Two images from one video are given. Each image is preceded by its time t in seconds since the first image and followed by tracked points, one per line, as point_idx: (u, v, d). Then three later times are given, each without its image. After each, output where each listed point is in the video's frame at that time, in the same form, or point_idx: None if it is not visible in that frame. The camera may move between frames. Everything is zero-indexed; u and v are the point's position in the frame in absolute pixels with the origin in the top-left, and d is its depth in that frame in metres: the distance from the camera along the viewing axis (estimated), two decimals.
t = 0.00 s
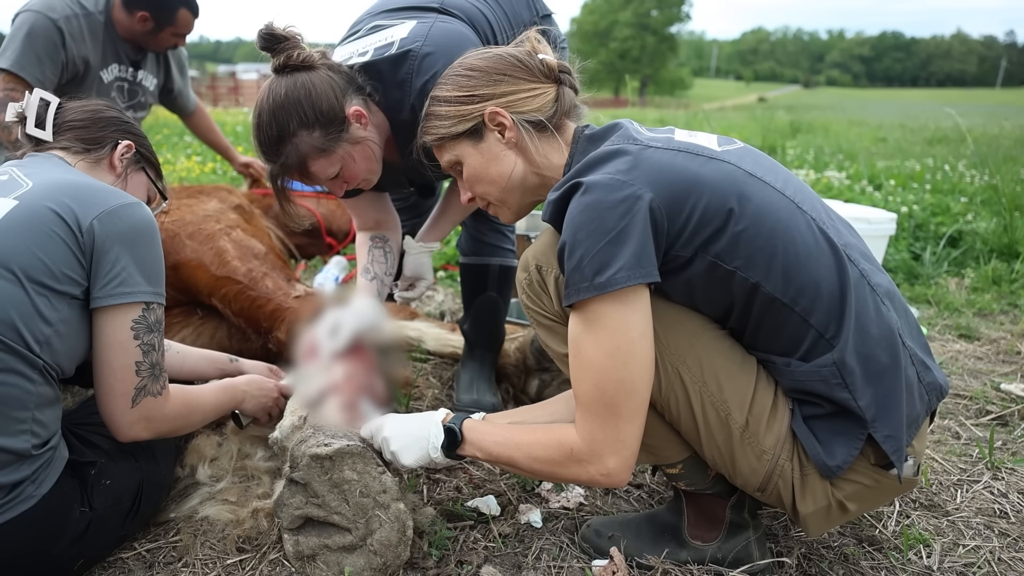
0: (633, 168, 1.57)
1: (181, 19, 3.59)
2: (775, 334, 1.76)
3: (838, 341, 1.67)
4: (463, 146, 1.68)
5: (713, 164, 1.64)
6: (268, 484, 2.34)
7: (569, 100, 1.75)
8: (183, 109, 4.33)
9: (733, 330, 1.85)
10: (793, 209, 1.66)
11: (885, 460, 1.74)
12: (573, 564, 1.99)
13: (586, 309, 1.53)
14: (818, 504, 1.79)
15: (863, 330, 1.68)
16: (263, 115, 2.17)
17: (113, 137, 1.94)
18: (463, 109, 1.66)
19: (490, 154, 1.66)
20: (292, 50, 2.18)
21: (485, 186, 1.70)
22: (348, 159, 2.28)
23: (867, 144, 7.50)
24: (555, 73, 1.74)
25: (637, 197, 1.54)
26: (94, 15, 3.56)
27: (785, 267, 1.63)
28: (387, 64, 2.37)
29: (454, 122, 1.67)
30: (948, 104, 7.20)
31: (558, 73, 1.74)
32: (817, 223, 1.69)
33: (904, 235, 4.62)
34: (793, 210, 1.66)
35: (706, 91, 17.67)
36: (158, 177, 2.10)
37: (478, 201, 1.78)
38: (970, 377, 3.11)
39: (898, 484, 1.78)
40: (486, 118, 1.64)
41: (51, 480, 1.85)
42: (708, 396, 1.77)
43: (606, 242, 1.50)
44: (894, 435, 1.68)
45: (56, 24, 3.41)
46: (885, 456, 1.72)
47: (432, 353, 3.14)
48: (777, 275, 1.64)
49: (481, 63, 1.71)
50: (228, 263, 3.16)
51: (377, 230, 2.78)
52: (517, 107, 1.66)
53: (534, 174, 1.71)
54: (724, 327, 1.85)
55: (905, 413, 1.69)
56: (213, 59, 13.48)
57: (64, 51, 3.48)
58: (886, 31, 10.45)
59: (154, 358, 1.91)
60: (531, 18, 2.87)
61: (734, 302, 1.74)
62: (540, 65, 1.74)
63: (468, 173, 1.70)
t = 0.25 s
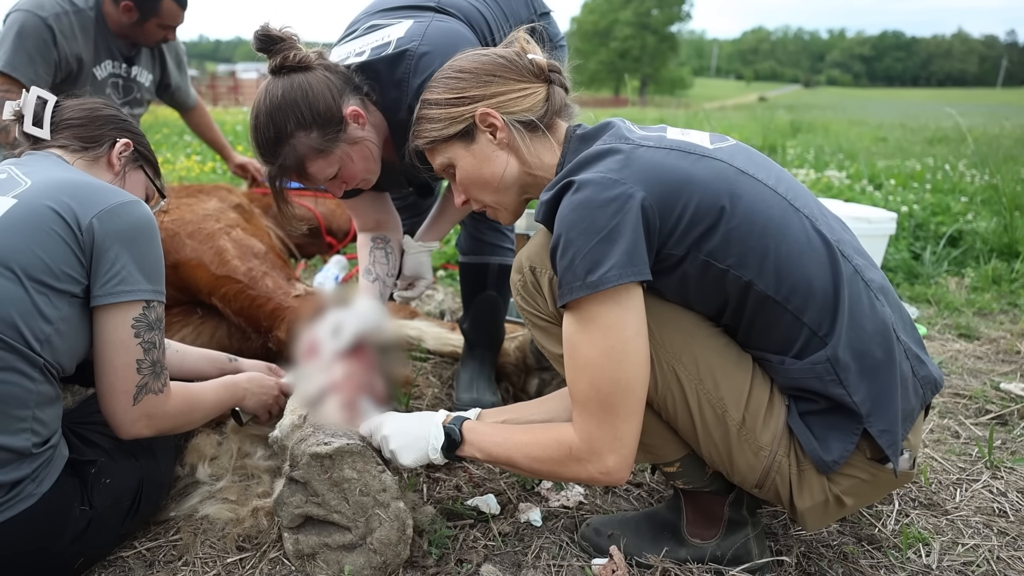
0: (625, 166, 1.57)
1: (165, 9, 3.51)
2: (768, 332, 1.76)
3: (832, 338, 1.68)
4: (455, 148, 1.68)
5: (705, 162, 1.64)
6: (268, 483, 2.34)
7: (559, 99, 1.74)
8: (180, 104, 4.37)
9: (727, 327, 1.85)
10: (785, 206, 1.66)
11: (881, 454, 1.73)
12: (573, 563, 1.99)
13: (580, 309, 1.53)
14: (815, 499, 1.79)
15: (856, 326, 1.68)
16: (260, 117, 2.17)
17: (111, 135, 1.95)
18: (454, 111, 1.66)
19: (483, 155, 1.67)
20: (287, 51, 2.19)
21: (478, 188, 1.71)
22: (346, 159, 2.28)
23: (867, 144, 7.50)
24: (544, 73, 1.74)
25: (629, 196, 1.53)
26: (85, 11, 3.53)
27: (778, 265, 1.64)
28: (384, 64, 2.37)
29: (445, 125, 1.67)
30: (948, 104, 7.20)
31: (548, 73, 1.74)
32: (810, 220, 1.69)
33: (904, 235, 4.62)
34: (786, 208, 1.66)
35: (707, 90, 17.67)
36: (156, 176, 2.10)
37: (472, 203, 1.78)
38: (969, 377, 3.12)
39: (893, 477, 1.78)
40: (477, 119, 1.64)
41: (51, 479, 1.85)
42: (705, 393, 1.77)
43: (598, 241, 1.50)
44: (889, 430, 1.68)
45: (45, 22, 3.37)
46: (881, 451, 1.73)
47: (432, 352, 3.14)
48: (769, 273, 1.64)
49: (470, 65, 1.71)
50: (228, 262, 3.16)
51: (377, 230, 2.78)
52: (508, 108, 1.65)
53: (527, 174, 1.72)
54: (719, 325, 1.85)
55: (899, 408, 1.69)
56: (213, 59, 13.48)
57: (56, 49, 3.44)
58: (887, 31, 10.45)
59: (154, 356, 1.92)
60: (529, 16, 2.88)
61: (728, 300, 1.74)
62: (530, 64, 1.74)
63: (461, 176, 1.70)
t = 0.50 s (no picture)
0: (620, 166, 1.58)
1: None
2: (764, 330, 1.76)
3: (827, 334, 1.68)
4: (449, 151, 1.68)
5: (700, 161, 1.64)
6: (267, 482, 2.34)
7: (552, 99, 1.75)
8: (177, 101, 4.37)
9: (723, 324, 1.85)
10: (780, 204, 1.66)
11: (877, 448, 1.74)
12: (572, 561, 2.00)
13: (577, 309, 1.54)
14: (812, 494, 1.80)
15: (851, 323, 1.69)
16: (256, 117, 2.17)
17: (108, 133, 1.95)
18: (446, 112, 1.66)
19: (477, 157, 1.67)
20: (284, 50, 2.20)
21: (472, 191, 1.71)
22: (344, 158, 2.28)
23: (866, 143, 7.50)
24: (537, 73, 1.73)
25: (624, 195, 1.54)
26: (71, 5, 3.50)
27: (773, 263, 1.64)
28: (381, 63, 2.37)
29: (438, 127, 1.67)
30: (947, 103, 7.21)
31: (541, 74, 1.74)
32: (804, 217, 1.69)
33: (903, 233, 4.62)
34: (780, 205, 1.66)
35: (706, 90, 17.67)
36: (154, 174, 2.11)
37: (466, 207, 1.79)
38: (967, 375, 3.12)
39: (889, 471, 1.79)
40: (470, 120, 1.64)
41: (50, 478, 1.85)
42: (703, 390, 1.78)
43: (594, 242, 1.51)
44: (885, 424, 1.69)
45: (31, 18, 3.34)
46: (876, 445, 1.73)
47: (432, 351, 3.15)
48: (764, 272, 1.65)
49: (462, 66, 1.71)
50: (227, 261, 3.17)
51: (378, 230, 2.79)
52: (501, 109, 1.66)
53: (521, 175, 1.72)
54: (715, 323, 1.85)
55: (895, 403, 1.69)
56: (213, 58, 13.48)
57: (45, 45, 3.42)
58: (886, 30, 10.45)
59: (156, 353, 1.92)
60: (528, 14, 2.89)
61: (724, 299, 1.74)
62: (523, 65, 1.73)
63: (455, 178, 1.70)
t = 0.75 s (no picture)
0: (618, 166, 1.58)
1: None
2: (762, 329, 1.77)
3: (826, 333, 1.69)
4: (445, 153, 1.68)
5: (698, 161, 1.65)
6: (269, 480, 2.35)
7: (548, 101, 1.76)
8: (174, 104, 4.34)
9: (722, 323, 1.86)
10: (778, 204, 1.67)
11: (876, 445, 1.75)
12: (572, 559, 2.00)
13: (577, 309, 1.54)
14: (811, 491, 1.81)
15: (850, 322, 1.69)
16: (256, 117, 2.18)
17: (111, 133, 1.97)
18: (443, 115, 1.66)
19: (473, 159, 1.67)
20: (284, 51, 2.20)
21: (470, 192, 1.72)
22: (343, 158, 2.28)
23: (867, 142, 7.51)
24: (532, 75, 1.75)
25: (623, 196, 1.54)
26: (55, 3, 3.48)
27: (772, 262, 1.64)
28: (382, 63, 2.38)
29: (433, 129, 1.68)
30: (947, 102, 7.21)
31: (536, 75, 1.75)
32: (802, 216, 1.70)
33: (903, 233, 4.63)
34: (779, 205, 1.67)
35: (707, 88, 17.67)
36: (156, 174, 2.12)
37: (463, 208, 1.79)
38: (967, 374, 3.13)
39: (888, 467, 1.79)
40: (467, 123, 1.64)
41: (53, 476, 1.86)
42: (702, 389, 1.78)
43: (594, 242, 1.51)
44: (884, 421, 1.70)
45: (17, 19, 3.33)
46: (876, 441, 1.74)
47: (432, 350, 3.15)
48: (764, 271, 1.65)
49: (457, 68, 1.71)
50: (229, 260, 3.17)
51: (378, 230, 2.79)
52: (497, 112, 1.66)
53: (518, 177, 1.73)
54: (714, 321, 1.85)
55: (894, 400, 1.70)
56: (214, 57, 13.49)
57: (34, 46, 3.42)
58: (887, 29, 10.46)
59: (163, 351, 1.94)
60: (528, 13, 2.89)
61: (723, 298, 1.75)
62: (518, 66, 1.74)
63: (451, 180, 1.71)
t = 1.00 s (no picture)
0: (621, 167, 1.58)
1: None
2: (765, 330, 1.77)
3: (829, 333, 1.69)
4: (445, 156, 1.68)
5: (700, 162, 1.65)
6: (270, 481, 2.35)
7: (548, 102, 1.75)
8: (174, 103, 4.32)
9: (723, 324, 1.85)
10: (781, 205, 1.67)
11: (879, 445, 1.75)
12: (574, 560, 2.00)
13: (581, 312, 1.54)
14: (815, 492, 1.80)
15: (853, 323, 1.69)
16: (256, 121, 2.18)
17: (116, 136, 1.96)
18: (442, 118, 1.66)
19: (473, 161, 1.67)
20: (283, 55, 2.20)
21: (470, 194, 1.72)
22: (343, 162, 2.28)
23: (867, 141, 7.50)
24: (532, 77, 1.74)
25: (625, 198, 1.54)
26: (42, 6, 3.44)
27: (775, 263, 1.64)
28: (382, 66, 2.37)
29: (433, 132, 1.67)
30: (949, 101, 7.20)
31: (535, 76, 1.75)
32: (804, 217, 1.69)
33: (904, 232, 4.62)
34: (781, 206, 1.66)
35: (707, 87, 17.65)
36: (159, 176, 2.12)
37: (464, 210, 1.79)
38: (969, 374, 3.12)
39: (891, 467, 1.79)
40: (466, 125, 1.64)
41: (56, 477, 1.86)
42: (704, 390, 1.78)
43: (597, 244, 1.51)
44: (886, 422, 1.70)
45: (4, 24, 3.31)
46: (878, 441, 1.74)
47: (433, 351, 3.16)
48: (767, 273, 1.65)
49: (456, 70, 1.71)
50: (230, 261, 3.17)
51: (381, 232, 2.79)
52: (497, 113, 1.66)
53: (519, 178, 1.73)
54: (716, 323, 1.85)
55: (897, 401, 1.70)
56: (214, 57, 13.49)
57: (24, 50, 3.39)
58: (887, 28, 10.45)
59: (152, 357, 1.92)
60: (528, 14, 2.89)
61: (725, 299, 1.74)
62: (517, 68, 1.74)
63: (451, 183, 1.71)
